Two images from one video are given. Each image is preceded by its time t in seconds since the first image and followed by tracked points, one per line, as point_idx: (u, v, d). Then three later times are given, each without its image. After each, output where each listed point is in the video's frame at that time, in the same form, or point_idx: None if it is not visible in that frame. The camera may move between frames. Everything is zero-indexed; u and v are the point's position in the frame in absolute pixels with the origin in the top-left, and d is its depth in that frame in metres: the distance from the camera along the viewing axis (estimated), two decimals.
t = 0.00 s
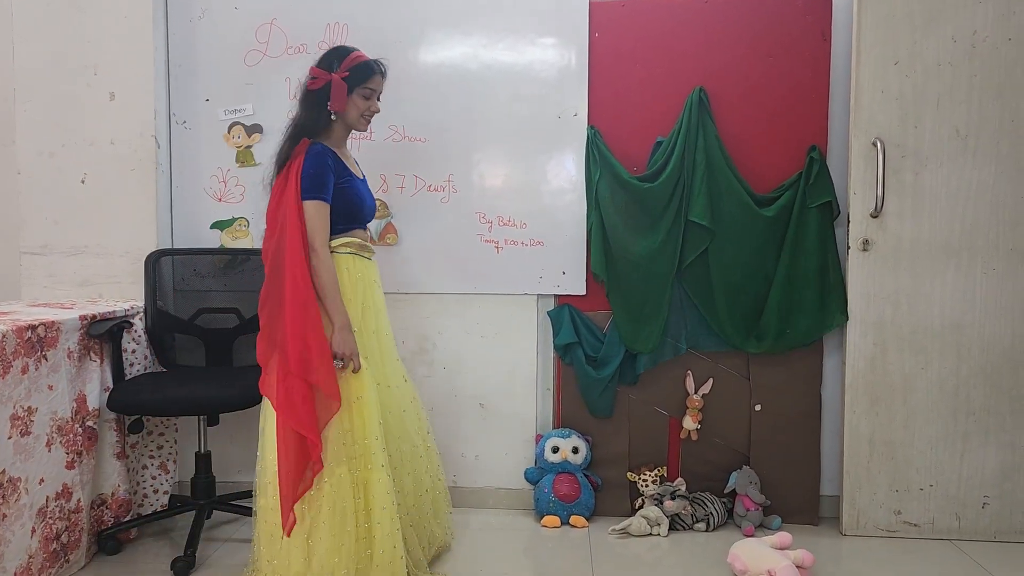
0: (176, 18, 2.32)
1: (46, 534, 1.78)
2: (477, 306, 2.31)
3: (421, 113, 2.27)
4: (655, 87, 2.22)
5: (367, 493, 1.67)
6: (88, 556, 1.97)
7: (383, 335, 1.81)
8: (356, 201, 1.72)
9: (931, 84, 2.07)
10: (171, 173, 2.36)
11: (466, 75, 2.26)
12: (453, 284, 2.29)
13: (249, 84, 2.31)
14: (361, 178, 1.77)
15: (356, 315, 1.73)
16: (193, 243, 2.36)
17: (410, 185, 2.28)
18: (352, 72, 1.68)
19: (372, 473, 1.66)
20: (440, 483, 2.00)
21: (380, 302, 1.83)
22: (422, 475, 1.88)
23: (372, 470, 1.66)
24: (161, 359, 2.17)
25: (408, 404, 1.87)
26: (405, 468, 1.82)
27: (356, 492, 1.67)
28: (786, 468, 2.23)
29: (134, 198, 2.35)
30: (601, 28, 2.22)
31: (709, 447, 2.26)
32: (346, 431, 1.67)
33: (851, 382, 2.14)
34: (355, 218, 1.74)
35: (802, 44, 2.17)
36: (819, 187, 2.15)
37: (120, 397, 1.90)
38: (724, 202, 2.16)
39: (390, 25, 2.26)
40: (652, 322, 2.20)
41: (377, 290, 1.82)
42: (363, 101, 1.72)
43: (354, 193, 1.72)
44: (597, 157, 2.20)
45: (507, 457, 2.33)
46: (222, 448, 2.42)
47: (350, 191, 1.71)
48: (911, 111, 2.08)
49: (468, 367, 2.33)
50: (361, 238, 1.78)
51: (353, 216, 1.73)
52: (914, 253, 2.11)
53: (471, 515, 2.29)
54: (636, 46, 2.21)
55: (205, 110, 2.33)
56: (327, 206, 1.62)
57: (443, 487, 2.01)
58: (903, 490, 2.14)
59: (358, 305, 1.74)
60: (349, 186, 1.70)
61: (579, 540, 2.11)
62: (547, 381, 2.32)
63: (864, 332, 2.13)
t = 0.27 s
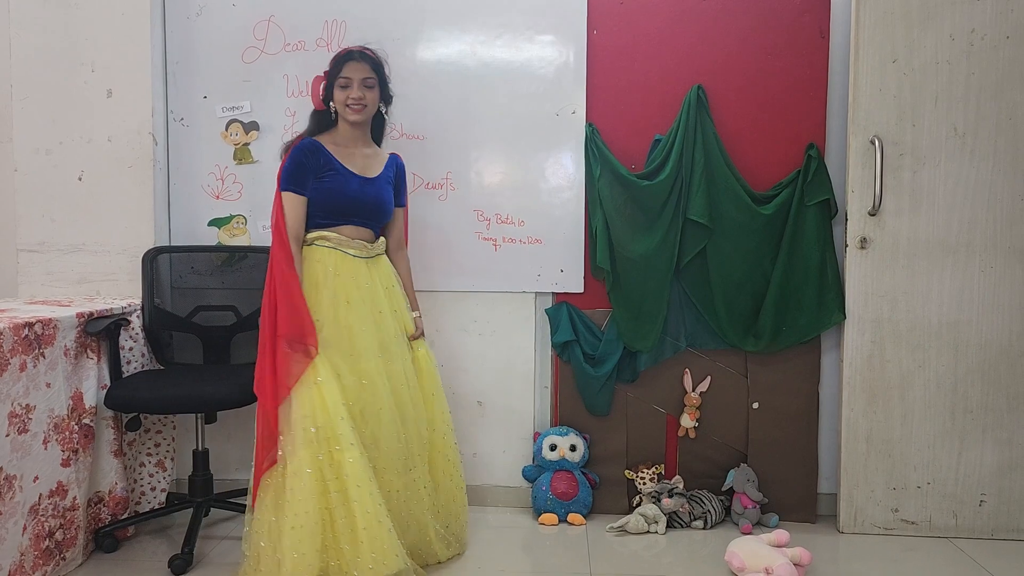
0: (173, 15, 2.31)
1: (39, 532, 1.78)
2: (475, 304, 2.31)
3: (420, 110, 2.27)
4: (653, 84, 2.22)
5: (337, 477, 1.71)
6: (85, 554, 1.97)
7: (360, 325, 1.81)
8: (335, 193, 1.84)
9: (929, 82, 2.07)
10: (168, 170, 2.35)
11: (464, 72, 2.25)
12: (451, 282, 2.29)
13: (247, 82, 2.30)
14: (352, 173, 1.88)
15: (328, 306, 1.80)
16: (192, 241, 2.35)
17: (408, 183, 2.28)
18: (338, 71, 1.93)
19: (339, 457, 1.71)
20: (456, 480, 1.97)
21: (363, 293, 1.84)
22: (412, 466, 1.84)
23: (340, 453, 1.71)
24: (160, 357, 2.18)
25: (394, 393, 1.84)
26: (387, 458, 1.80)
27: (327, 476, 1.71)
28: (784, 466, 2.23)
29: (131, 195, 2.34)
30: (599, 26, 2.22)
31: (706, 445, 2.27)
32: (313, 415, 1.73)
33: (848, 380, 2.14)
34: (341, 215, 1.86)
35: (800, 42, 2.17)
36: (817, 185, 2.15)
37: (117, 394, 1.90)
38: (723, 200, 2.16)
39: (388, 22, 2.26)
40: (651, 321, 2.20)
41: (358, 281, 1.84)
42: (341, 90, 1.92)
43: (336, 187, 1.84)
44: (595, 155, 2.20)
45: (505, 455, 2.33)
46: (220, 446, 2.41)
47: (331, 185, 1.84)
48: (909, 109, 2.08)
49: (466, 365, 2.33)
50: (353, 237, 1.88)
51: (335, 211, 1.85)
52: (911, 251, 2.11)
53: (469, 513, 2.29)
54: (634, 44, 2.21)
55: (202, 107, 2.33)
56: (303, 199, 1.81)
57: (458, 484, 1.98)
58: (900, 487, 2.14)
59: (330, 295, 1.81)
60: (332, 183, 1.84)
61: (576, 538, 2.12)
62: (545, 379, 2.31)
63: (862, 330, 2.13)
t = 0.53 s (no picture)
0: (170, 13, 2.31)
1: (34, 530, 1.77)
2: (473, 303, 2.31)
3: (418, 108, 2.26)
4: (651, 83, 2.22)
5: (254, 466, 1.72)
6: (82, 551, 1.97)
7: (309, 322, 1.80)
8: (315, 189, 1.86)
9: (926, 81, 2.07)
10: (165, 168, 2.35)
11: (462, 70, 2.25)
12: (449, 280, 2.29)
13: (244, 79, 2.30)
14: (332, 172, 1.88)
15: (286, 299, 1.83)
16: (190, 238, 2.35)
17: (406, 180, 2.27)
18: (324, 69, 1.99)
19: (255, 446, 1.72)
20: (433, 496, 1.82)
21: (325, 290, 1.83)
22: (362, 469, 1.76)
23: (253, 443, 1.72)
24: (156, 355, 2.17)
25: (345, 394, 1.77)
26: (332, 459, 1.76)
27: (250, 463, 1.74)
28: (781, 465, 2.24)
29: (128, 192, 2.34)
30: (597, 24, 2.22)
31: (704, 443, 2.27)
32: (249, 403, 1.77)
33: (846, 379, 2.14)
34: (322, 209, 1.87)
35: (798, 40, 2.17)
36: (814, 183, 2.15)
37: (114, 392, 1.90)
38: (721, 198, 2.16)
39: (386, 19, 2.25)
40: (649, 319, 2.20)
41: (320, 278, 1.84)
42: (325, 87, 1.97)
43: (315, 183, 1.87)
44: (595, 153, 2.20)
45: (502, 454, 2.33)
46: (218, 444, 2.41)
47: (311, 181, 1.87)
48: (906, 107, 2.09)
49: (464, 364, 2.33)
50: (330, 234, 1.87)
51: (317, 208, 1.87)
52: (908, 249, 2.11)
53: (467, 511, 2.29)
54: (632, 42, 2.21)
55: (199, 105, 2.32)
56: (291, 197, 1.91)
57: (438, 500, 1.82)
58: (897, 485, 2.15)
59: (289, 287, 1.84)
60: (311, 178, 1.87)
61: (573, 536, 2.12)
62: (542, 377, 2.31)
63: (859, 328, 2.14)
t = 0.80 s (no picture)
0: (168, 12, 2.30)
1: (32, 529, 1.77)
2: (471, 302, 2.31)
3: (417, 107, 2.26)
4: (649, 82, 2.22)
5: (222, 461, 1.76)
6: (80, 550, 1.97)
7: (276, 322, 1.75)
8: (295, 192, 1.81)
9: (924, 81, 2.07)
10: (164, 167, 2.35)
11: (460, 70, 2.25)
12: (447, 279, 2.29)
13: (243, 78, 2.30)
14: (309, 174, 1.81)
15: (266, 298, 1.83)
16: (188, 237, 2.35)
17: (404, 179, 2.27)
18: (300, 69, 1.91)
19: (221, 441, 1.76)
20: (370, 518, 1.65)
21: (295, 288, 1.77)
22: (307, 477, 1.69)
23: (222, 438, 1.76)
24: (154, 354, 2.17)
25: (300, 398, 1.71)
26: (279, 463, 1.70)
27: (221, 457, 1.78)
28: (779, 464, 2.24)
29: (126, 191, 2.33)
30: (596, 23, 2.22)
31: (702, 443, 2.27)
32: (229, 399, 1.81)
33: (844, 378, 2.15)
34: (302, 212, 1.82)
35: (797, 40, 2.17)
36: (813, 183, 2.15)
37: (112, 392, 1.90)
38: (721, 198, 2.16)
39: (385, 18, 2.25)
40: (649, 319, 2.21)
41: (293, 277, 1.78)
42: (303, 88, 1.89)
43: (295, 185, 1.82)
44: (594, 153, 2.20)
45: (500, 453, 2.34)
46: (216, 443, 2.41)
47: (292, 183, 1.83)
48: (904, 107, 2.09)
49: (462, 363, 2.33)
50: (309, 235, 1.81)
51: (297, 211, 1.82)
52: (906, 249, 2.11)
53: (465, 510, 2.30)
54: (631, 41, 2.21)
55: (197, 104, 2.32)
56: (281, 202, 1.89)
57: (374, 524, 1.64)
58: (895, 484, 2.15)
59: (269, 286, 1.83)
60: (292, 181, 1.83)
61: (571, 535, 2.12)
62: (541, 376, 2.32)
63: (857, 328, 2.14)
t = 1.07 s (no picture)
0: (167, 12, 2.30)
1: (30, 528, 1.77)
2: (470, 302, 2.31)
3: (415, 107, 2.26)
4: (648, 82, 2.22)
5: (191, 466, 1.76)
6: (78, 550, 1.97)
7: (235, 327, 1.72)
8: (253, 194, 1.77)
9: (923, 81, 2.08)
10: (163, 167, 2.35)
11: (458, 70, 2.25)
12: (446, 278, 2.29)
13: (242, 78, 2.30)
14: (267, 175, 1.77)
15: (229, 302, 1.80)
16: (187, 237, 2.35)
17: (403, 179, 2.27)
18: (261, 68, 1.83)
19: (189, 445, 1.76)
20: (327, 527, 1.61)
21: (255, 293, 1.73)
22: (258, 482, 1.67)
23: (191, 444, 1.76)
24: (154, 353, 2.17)
25: (259, 402, 1.68)
26: (235, 467, 1.68)
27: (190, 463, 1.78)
28: (778, 464, 2.24)
29: (125, 191, 2.33)
30: (595, 23, 2.22)
31: (700, 442, 2.27)
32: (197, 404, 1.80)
33: (842, 378, 2.15)
34: (261, 213, 1.77)
35: (796, 40, 2.17)
36: (812, 183, 2.15)
37: (110, 391, 1.90)
38: (720, 198, 2.16)
39: (383, 18, 2.25)
40: (648, 319, 2.20)
41: (253, 281, 1.74)
42: (263, 88, 1.82)
43: (254, 187, 1.78)
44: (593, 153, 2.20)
45: (499, 452, 2.34)
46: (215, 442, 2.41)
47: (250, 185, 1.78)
48: (903, 107, 2.09)
49: (461, 362, 2.33)
50: (268, 237, 1.77)
51: (256, 212, 1.78)
52: (905, 249, 2.11)
53: (463, 510, 2.30)
54: (630, 41, 2.21)
55: (196, 103, 2.32)
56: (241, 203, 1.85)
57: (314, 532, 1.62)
58: (893, 484, 2.15)
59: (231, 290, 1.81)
60: (250, 183, 1.78)
61: (570, 535, 2.12)
62: (540, 375, 2.32)
63: (855, 328, 2.14)
